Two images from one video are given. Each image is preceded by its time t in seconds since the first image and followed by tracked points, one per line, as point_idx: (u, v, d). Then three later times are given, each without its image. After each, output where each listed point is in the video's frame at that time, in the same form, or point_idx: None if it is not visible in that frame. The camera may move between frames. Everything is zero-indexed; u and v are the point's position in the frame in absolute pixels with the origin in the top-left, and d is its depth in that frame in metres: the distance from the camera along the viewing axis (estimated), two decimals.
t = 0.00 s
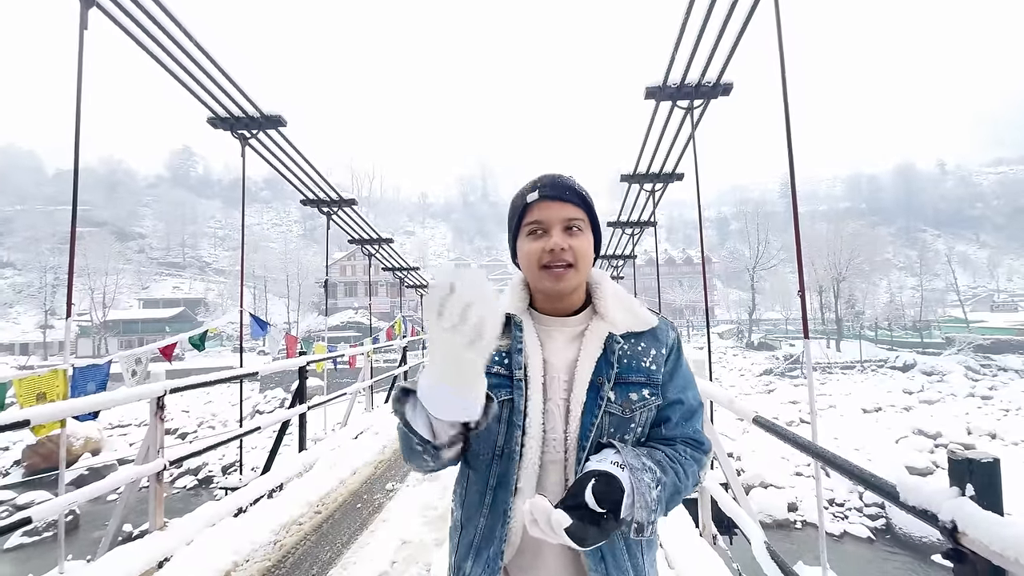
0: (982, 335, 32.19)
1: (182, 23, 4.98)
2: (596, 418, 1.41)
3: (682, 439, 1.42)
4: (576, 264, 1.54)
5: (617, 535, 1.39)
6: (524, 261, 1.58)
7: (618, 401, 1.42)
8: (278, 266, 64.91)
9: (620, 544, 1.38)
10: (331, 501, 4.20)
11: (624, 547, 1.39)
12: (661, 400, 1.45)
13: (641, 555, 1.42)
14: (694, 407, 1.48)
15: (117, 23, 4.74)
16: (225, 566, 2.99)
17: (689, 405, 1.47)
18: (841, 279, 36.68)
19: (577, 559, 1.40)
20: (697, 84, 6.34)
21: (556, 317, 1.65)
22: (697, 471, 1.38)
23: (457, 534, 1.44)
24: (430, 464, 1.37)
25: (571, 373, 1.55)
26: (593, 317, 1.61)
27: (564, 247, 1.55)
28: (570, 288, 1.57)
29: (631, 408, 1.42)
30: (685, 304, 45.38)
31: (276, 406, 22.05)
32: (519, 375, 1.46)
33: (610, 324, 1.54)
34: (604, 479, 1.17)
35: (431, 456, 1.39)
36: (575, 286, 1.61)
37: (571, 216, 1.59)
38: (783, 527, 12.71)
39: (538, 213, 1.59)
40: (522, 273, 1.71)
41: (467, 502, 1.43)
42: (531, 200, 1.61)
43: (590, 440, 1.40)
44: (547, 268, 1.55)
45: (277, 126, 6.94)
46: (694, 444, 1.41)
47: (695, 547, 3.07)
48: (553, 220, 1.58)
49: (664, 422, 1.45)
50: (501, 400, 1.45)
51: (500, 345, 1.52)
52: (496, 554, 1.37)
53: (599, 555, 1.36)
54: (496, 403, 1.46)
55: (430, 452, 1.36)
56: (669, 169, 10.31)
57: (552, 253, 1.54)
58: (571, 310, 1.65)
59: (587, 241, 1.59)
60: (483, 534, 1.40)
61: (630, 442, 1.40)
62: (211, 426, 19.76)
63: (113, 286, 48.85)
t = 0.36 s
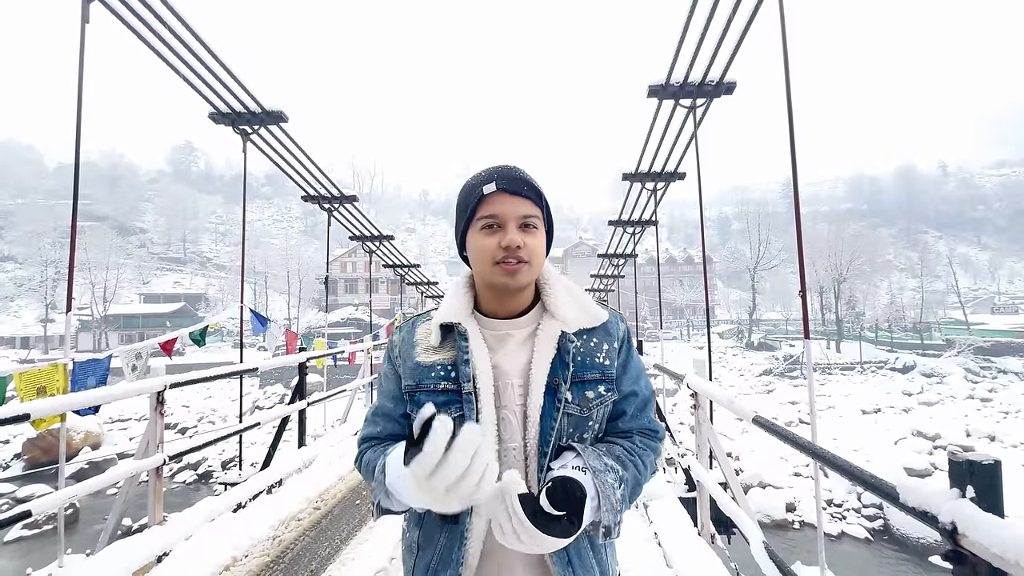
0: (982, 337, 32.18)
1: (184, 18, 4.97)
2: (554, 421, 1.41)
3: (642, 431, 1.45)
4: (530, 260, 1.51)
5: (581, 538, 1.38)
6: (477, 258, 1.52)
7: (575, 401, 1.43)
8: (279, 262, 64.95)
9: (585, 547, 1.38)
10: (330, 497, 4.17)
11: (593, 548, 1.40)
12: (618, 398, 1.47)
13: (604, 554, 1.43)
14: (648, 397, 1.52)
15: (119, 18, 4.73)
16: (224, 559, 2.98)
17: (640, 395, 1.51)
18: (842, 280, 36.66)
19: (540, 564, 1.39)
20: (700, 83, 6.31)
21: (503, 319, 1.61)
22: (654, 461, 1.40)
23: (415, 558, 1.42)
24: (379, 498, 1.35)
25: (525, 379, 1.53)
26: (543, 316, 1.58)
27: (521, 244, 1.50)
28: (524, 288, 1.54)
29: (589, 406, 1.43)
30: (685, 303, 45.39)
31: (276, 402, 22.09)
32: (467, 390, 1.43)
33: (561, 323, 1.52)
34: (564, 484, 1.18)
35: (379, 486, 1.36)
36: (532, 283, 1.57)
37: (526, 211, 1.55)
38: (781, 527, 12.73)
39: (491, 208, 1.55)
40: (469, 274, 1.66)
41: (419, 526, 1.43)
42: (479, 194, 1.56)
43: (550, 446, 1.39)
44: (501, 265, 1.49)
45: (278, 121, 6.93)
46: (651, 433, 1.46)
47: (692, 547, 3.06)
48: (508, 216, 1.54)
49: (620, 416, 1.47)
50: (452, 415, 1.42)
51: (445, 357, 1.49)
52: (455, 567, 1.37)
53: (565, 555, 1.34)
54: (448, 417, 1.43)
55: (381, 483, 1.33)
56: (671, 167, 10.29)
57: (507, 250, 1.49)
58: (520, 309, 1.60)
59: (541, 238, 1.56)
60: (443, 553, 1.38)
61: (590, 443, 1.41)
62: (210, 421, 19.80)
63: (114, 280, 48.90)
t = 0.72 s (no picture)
0: (975, 337, 32.41)
1: (180, 12, 4.93)
2: (517, 417, 1.40)
3: (609, 422, 1.45)
4: (493, 264, 1.50)
5: (551, 532, 1.38)
6: (441, 258, 1.50)
7: (539, 394, 1.41)
8: (275, 259, 64.70)
9: (553, 539, 1.37)
10: (326, 495, 4.15)
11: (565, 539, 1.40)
12: (583, 391, 1.47)
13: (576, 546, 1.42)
14: (615, 388, 1.52)
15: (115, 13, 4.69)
16: (219, 557, 2.97)
17: (605, 383, 1.51)
18: (837, 280, 36.81)
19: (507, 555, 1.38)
20: (698, 82, 6.32)
21: (468, 318, 1.60)
22: (621, 453, 1.39)
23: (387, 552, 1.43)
24: (348, 480, 1.36)
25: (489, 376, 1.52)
26: (506, 313, 1.56)
27: (488, 247, 1.49)
28: (489, 291, 1.53)
29: (553, 400, 1.41)
30: (681, 303, 45.52)
31: (272, 400, 22.03)
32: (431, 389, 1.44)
33: (522, 319, 1.50)
34: (521, 468, 1.20)
35: (353, 483, 1.37)
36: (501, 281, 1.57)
37: (488, 210, 1.55)
38: (775, 525, 12.80)
39: (454, 212, 1.53)
40: (433, 274, 1.65)
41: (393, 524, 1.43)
42: (436, 193, 1.56)
43: (515, 439, 1.39)
44: (468, 263, 1.48)
45: (275, 117, 6.88)
46: (617, 421, 1.45)
47: (687, 546, 3.07)
48: (472, 218, 1.53)
49: (586, 409, 1.47)
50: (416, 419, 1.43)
51: (410, 359, 1.48)
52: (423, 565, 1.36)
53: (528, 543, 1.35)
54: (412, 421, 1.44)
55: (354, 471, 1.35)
56: (668, 167, 10.30)
57: (472, 249, 1.48)
58: (483, 307, 1.60)
59: (503, 235, 1.56)
60: (412, 551, 1.38)
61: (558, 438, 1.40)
62: (205, 418, 19.72)
63: (107, 277, 48.58)
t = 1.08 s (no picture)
0: (965, 338, 32.75)
1: (174, 9, 4.90)
2: (503, 415, 1.42)
3: (597, 412, 1.47)
4: (476, 252, 1.50)
5: (543, 527, 1.39)
6: (425, 256, 1.52)
7: (526, 392, 1.43)
8: (268, 258, 64.39)
9: (543, 532, 1.39)
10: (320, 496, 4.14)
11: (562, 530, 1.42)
12: (572, 385, 1.48)
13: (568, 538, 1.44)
14: (603, 384, 1.54)
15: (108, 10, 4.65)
16: (210, 558, 2.95)
17: (594, 376, 1.52)
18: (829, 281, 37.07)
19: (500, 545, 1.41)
20: (693, 84, 6.35)
21: (454, 318, 1.60)
22: (610, 446, 1.41)
23: (380, 551, 1.44)
24: (349, 495, 1.36)
25: (477, 375, 1.53)
26: (491, 313, 1.57)
27: (470, 241, 1.50)
28: (474, 286, 1.54)
29: (541, 398, 1.43)
30: (675, 303, 45.72)
31: (265, 400, 21.92)
32: (421, 390, 1.45)
33: (506, 318, 1.51)
34: (502, 460, 1.23)
35: (345, 487, 1.37)
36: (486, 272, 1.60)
37: (472, 206, 1.56)
38: (768, 525, 12.87)
39: (440, 201, 1.56)
40: (421, 274, 1.66)
41: (387, 524, 1.44)
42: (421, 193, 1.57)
43: (504, 435, 1.41)
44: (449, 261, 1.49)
45: (270, 115, 6.85)
46: (603, 410, 1.48)
47: (681, 545, 3.08)
48: (456, 208, 1.55)
49: (574, 406, 1.47)
50: (407, 421, 1.45)
51: (400, 361, 1.49)
52: (419, 565, 1.37)
53: (516, 531, 1.37)
54: (403, 424, 1.46)
55: (347, 477, 1.35)
56: (663, 168, 10.34)
57: (454, 244, 1.49)
58: (470, 307, 1.59)
59: (487, 232, 1.57)
60: (406, 550, 1.40)
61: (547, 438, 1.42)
62: (197, 419, 19.60)
63: (98, 275, 48.15)
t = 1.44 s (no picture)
0: (951, 339, 33.18)
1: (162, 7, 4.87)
2: (515, 416, 1.43)
3: (605, 409, 1.49)
4: (482, 263, 1.51)
5: (554, 523, 1.40)
6: (431, 264, 1.54)
7: (535, 392, 1.44)
8: (259, 258, 63.96)
9: (552, 527, 1.40)
10: (311, 497, 4.12)
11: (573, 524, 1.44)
12: (581, 382, 1.51)
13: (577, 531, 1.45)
14: (608, 381, 1.56)
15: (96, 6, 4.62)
16: (199, 562, 2.93)
17: (601, 375, 1.55)
18: (819, 283, 37.43)
19: (513, 538, 1.42)
20: (684, 87, 6.40)
21: (464, 321, 1.61)
22: (616, 444, 1.43)
23: (390, 550, 1.44)
24: (368, 494, 1.35)
25: (488, 375, 1.56)
26: (500, 316, 1.58)
27: (474, 248, 1.51)
28: (482, 292, 1.55)
29: (548, 397, 1.44)
30: (667, 304, 45.98)
31: (255, 401, 21.76)
32: (436, 390, 1.46)
33: (515, 320, 1.53)
34: (514, 457, 1.24)
35: (362, 489, 1.36)
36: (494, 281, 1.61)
37: (479, 217, 1.57)
38: (757, 524, 12.97)
39: (445, 215, 1.56)
40: (428, 277, 1.66)
41: (399, 521, 1.44)
42: (429, 202, 1.58)
43: (514, 434, 1.43)
44: (455, 266, 1.51)
45: (261, 114, 6.81)
46: (608, 407, 1.50)
47: (671, 544, 3.10)
48: (461, 221, 1.56)
49: (580, 404, 1.49)
50: (422, 421, 1.45)
51: (413, 363, 1.49)
52: (435, 562, 1.37)
53: (527, 525, 1.38)
54: (417, 425, 1.45)
55: (367, 476, 1.34)
56: (655, 170, 10.39)
57: (461, 255, 1.50)
58: (478, 311, 1.61)
59: (494, 243, 1.58)
60: (419, 546, 1.40)
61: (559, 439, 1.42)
62: (186, 420, 19.40)
63: (85, 275, 47.53)
